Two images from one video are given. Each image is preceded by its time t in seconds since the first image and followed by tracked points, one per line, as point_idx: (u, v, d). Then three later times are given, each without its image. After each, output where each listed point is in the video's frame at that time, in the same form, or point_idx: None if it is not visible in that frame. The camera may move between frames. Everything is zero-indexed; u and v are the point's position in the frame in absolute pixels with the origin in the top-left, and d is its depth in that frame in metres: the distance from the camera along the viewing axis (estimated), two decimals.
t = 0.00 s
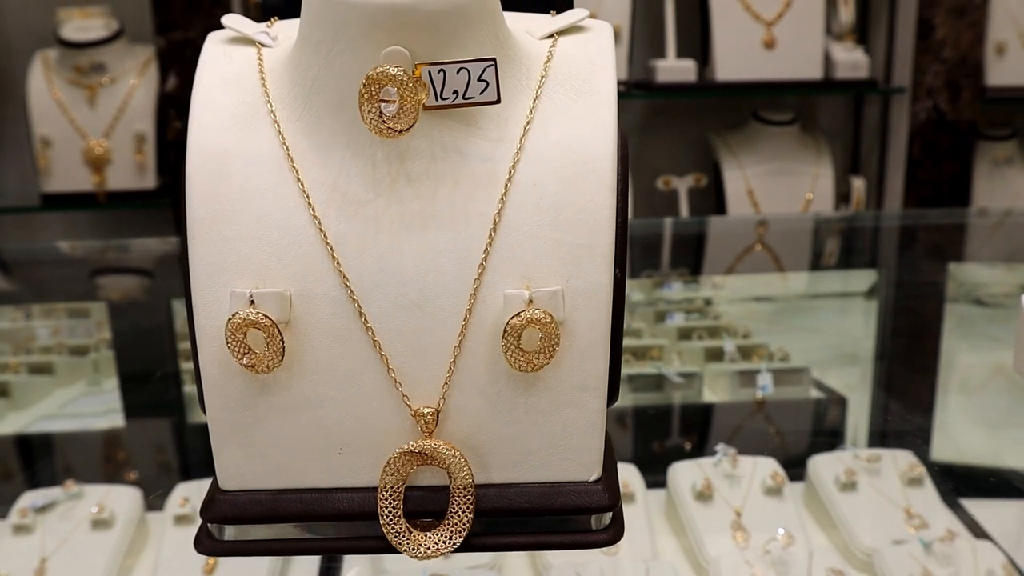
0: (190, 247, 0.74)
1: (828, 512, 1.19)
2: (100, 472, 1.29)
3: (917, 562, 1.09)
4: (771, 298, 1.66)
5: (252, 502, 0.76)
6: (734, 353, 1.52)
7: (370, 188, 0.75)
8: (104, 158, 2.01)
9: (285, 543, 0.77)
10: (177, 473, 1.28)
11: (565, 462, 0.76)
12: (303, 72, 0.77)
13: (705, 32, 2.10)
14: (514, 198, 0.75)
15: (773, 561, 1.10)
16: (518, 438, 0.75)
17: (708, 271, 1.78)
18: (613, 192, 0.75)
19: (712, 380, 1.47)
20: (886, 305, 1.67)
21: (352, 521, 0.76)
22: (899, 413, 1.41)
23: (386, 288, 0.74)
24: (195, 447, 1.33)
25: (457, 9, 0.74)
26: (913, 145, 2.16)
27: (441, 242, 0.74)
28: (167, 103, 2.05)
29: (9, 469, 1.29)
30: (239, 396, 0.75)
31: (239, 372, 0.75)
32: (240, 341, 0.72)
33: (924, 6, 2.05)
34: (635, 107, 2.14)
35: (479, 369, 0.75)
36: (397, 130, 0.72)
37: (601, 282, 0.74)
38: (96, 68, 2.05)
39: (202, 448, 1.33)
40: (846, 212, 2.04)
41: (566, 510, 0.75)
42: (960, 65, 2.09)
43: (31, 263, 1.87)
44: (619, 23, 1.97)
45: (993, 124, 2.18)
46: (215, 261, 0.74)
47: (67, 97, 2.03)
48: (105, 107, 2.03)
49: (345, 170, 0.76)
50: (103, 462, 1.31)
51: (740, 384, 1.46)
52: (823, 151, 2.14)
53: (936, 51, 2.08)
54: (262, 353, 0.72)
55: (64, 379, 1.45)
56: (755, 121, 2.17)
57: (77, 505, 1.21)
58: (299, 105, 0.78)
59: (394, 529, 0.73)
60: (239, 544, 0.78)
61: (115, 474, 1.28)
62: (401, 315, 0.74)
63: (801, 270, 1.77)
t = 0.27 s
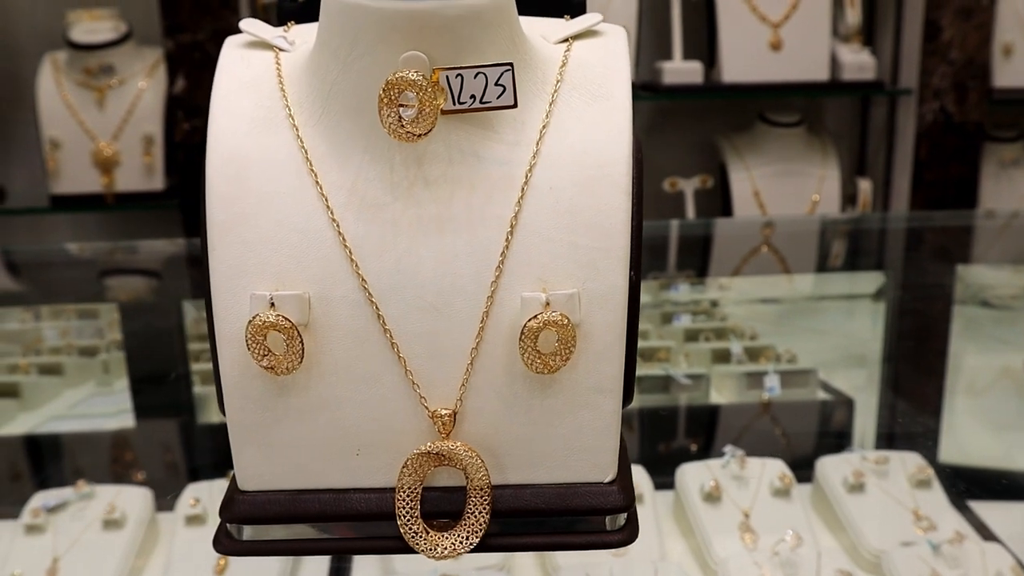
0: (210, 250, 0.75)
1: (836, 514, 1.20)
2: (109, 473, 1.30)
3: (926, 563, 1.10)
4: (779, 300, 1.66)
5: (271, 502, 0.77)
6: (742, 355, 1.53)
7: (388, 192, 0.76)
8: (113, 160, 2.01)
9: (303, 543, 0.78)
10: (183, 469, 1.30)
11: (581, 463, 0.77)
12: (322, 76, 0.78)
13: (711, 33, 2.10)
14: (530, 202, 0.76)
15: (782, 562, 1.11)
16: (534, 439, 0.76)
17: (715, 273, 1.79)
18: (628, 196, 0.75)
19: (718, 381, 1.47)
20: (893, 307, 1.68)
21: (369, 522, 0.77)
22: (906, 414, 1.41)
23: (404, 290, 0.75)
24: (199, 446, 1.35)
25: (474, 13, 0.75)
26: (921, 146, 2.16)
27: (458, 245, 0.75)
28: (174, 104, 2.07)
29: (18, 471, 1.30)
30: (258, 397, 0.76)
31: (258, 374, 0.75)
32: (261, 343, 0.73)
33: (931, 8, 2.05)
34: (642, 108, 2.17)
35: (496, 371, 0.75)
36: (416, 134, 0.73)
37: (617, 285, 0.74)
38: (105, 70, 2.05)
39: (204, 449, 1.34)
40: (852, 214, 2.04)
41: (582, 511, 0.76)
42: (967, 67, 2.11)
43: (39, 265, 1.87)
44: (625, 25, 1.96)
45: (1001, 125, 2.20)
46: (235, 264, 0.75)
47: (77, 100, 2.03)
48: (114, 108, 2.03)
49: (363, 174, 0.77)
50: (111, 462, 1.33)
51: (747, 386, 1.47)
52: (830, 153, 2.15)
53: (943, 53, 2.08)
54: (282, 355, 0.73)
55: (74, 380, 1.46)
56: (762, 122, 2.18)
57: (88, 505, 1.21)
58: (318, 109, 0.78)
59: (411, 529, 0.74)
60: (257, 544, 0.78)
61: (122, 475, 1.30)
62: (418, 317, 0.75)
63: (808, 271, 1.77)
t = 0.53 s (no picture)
0: (226, 252, 0.76)
1: (843, 515, 1.20)
2: (115, 474, 1.31)
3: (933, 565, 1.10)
4: (785, 301, 1.67)
5: (286, 501, 0.77)
6: (747, 356, 1.53)
7: (402, 194, 0.77)
8: (120, 161, 2.02)
9: (317, 542, 0.79)
10: (189, 470, 1.31)
11: (592, 462, 0.77)
12: (336, 80, 0.79)
13: (716, 35, 2.11)
14: (542, 204, 0.76)
15: (789, 563, 1.11)
16: (546, 439, 0.77)
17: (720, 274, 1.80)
18: (640, 198, 0.76)
19: (724, 382, 1.48)
20: (899, 308, 1.68)
21: (383, 521, 0.78)
22: (913, 415, 1.42)
23: (417, 291, 0.76)
24: (206, 448, 1.36)
25: (490, 17, 0.75)
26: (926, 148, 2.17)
27: (471, 246, 0.76)
28: (181, 107, 2.02)
29: (25, 471, 1.31)
30: (273, 397, 0.76)
31: (273, 374, 0.76)
32: (276, 344, 0.73)
33: (936, 9, 2.05)
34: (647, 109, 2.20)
35: (508, 372, 0.76)
36: (430, 137, 0.74)
37: (628, 286, 0.75)
38: (112, 72, 2.06)
39: (211, 451, 1.35)
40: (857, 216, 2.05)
41: (593, 510, 0.77)
42: (972, 69, 2.08)
43: (47, 267, 1.88)
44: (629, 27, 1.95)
45: (1005, 127, 2.19)
46: (250, 265, 0.75)
47: (84, 102, 2.05)
48: (121, 109, 2.05)
49: (377, 176, 0.78)
50: (117, 463, 1.33)
51: (753, 386, 1.48)
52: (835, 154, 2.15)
53: (949, 55, 2.07)
54: (297, 355, 0.74)
55: (82, 380, 1.47)
56: (768, 124, 2.18)
57: (98, 506, 1.22)
58: (333, 112, 0.79)
59: (425, 528, 0.75)
60: (272, 542, 0.79)
61: (129, 475, 1.30)
62: (432, 318, 0.76)
63: (813, 273, 1.78)
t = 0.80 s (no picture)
0: (237, 257, 0.77)
1: (845, 517, 1.21)
2: (120, 474, 1.32)
3: (934, 566, 1.11)
4: (787, 303, 1.68)
5: (295, 502, 0.79)
6: (749, 357, 1.54)
7: (409, 200, 0.78)
8: (125, 162, 2.03)
9: (325, 543, 0.80)
10: (193, 470, 1.33)
11: (597, 464, 0.78)
12: (345, 87, 0.80)
13: (719, 37, 2.12)
14: (548, 210, 0.78)
15: (791, 564, 1.12)
16: (551, 441, 0.78)
17: (722, 275, 1.81)
18: (644, 204, 0.77)
19: (726, 383, 1.49)
20: (900, 310, 1.69)
21: (390, 522, 0.79)
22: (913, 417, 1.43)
23: (425, 295, 0.77)
24: (209, 448, 1.37)
25: (495, 26, 0.76)
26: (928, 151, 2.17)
27: (478, 252, 0.77)
28: (185, 108, 2.02)
29: (29, 472, 1.32)
30: (283, 399, 0.78)
31: (283, 378, 0.77)
32: (286, 348, 0.75)
33: (938, 11, 2.06)
34: (652, 110, 2.20)
35: (514, 375, 0.77)
36: (438, 144, 0.75)
37: (633, 290, 0.76)
38: (117, 74, 2.08)
39: (214, 452, 1.36)
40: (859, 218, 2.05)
41: (598, 512, 0.78)
42: (974, 70, 2.08)
43: (52, 268, 1.89)
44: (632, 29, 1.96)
45: (1007, 128, 2.20)
46: (260, 270, 0.77)
47: (89, 103, 2.07)
48: (125, 111, 2.06)
49: (385, 183, 0.79)
50: (121, 463, 1.35)
51: (755, 388, 1.49)
52: (838, 156, 2.16)
53: (951, 56, 2.08)
54: (306, 359, 0.75)
55: (87, 381, 1.48)
56: (770, 126, 2.19)
57: (105, 506, 1.23)
58: (341, 119, 0.80)
59: (432, 529, 0.76)
60: (282, 543, 0.80)
61: (133, 476, 1.32)
62: (439, 322, 0.77)
63: (815, 275, 1.79)
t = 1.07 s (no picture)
0: (241, 261, 0.78)
1: (847, 519, 1.22)
2: (123, 475, 1.32)
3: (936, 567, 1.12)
4: (788, 304, 1.69)
5: (299, 505, 0.79)
6: (751, 358, 1.55)
7: (412, 205, 0.79)
8: (128, 164, 2.04)
9: (329, 545, 0.81)
10: (196, 472, 1.33)
11: (599, 467, 0.79)
12: (348, 93, 0.81)
13: (721, 39, 2.12)
14: (550, 215, 0.78)
15: (793, 565, 1.13)
16: (554, 445, 0.78)
17: (724, 277, 1.81)
18: (646, 209, 0.78)
19: (728, 384, 1.50)
20: (902, 311, 1.70)
21: (394, 525, 0.79)
22: (915, 419, 1.43)
23: (428, 300, 0.77)
24: (211, 450, 1.38)
25: (496, 33, 0.77)
26: (930, 152, 2.18)
27: (481, 256, 0.78)
28: (188, 110, 2.03)
29: (32, 472, 1.33)
30: (287, 403, 0.78)
31: (287, 381, 0.78)
32: (290, 353, 0.75)
33: (939, 12, 2.06)
34: (655, 112, 2.20)
35: (517, 379, 0.78)
36: (441, 150, 0.76)
37: (634, 295, 0.77)
38: (120, 76, 2.08)
39: (216, 454, 1.37)
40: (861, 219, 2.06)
41: (600, 514, 0.78)
42: (976, 71, 2.09)
43: (55, 270, 1.90)
44: (635, 31, 1.96)
45: (1010, 129, 2.19)
46: (264, 275, 0.77)
47: (93, 105, 2.08)
48: (128, 113, 2.07)
49: (389, 188, 0.79)
50: (124, 465, 1.36)
51: (757, 389, 1.49)
52: (839, 157, 2.17)
53: (953, 57, 2.09)
54: (310, 363, 0.76)
55: (90, 382, 1.49)
56: (772, 127, 2.19)
57: (109, 507, 1.24)
58: (345, 124, 0.81)
59: (435, 532, 0.77)
60: (286, 545, 0.81)
61: (136, 477, 1.32)
62: (442, 326, 0.77)
63: (816, 277, 1.79)
